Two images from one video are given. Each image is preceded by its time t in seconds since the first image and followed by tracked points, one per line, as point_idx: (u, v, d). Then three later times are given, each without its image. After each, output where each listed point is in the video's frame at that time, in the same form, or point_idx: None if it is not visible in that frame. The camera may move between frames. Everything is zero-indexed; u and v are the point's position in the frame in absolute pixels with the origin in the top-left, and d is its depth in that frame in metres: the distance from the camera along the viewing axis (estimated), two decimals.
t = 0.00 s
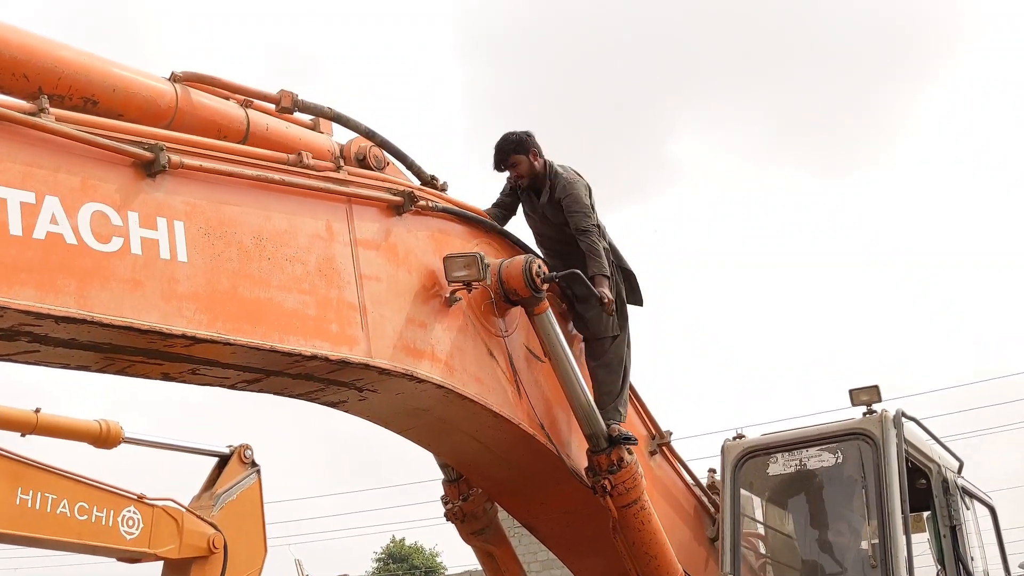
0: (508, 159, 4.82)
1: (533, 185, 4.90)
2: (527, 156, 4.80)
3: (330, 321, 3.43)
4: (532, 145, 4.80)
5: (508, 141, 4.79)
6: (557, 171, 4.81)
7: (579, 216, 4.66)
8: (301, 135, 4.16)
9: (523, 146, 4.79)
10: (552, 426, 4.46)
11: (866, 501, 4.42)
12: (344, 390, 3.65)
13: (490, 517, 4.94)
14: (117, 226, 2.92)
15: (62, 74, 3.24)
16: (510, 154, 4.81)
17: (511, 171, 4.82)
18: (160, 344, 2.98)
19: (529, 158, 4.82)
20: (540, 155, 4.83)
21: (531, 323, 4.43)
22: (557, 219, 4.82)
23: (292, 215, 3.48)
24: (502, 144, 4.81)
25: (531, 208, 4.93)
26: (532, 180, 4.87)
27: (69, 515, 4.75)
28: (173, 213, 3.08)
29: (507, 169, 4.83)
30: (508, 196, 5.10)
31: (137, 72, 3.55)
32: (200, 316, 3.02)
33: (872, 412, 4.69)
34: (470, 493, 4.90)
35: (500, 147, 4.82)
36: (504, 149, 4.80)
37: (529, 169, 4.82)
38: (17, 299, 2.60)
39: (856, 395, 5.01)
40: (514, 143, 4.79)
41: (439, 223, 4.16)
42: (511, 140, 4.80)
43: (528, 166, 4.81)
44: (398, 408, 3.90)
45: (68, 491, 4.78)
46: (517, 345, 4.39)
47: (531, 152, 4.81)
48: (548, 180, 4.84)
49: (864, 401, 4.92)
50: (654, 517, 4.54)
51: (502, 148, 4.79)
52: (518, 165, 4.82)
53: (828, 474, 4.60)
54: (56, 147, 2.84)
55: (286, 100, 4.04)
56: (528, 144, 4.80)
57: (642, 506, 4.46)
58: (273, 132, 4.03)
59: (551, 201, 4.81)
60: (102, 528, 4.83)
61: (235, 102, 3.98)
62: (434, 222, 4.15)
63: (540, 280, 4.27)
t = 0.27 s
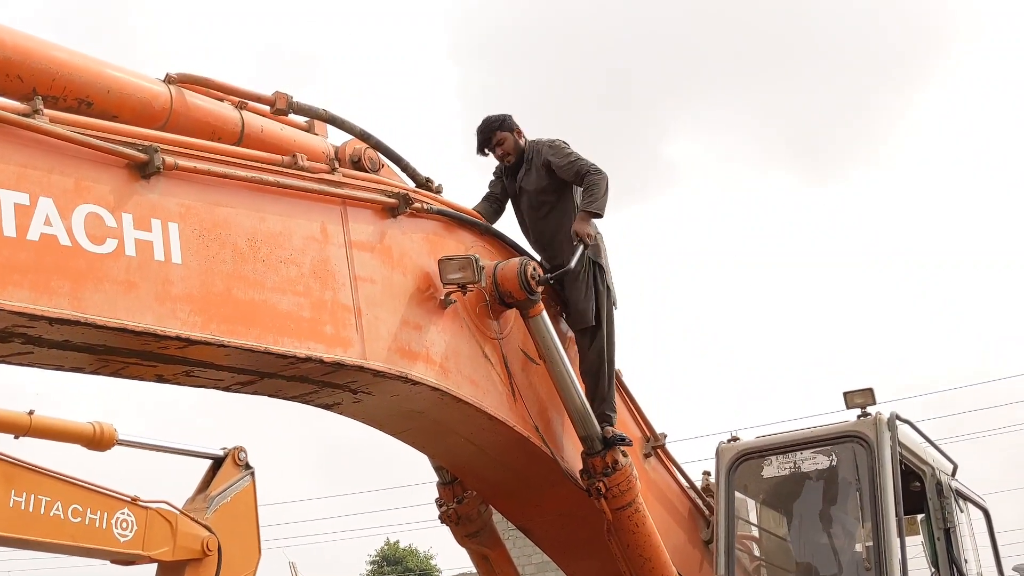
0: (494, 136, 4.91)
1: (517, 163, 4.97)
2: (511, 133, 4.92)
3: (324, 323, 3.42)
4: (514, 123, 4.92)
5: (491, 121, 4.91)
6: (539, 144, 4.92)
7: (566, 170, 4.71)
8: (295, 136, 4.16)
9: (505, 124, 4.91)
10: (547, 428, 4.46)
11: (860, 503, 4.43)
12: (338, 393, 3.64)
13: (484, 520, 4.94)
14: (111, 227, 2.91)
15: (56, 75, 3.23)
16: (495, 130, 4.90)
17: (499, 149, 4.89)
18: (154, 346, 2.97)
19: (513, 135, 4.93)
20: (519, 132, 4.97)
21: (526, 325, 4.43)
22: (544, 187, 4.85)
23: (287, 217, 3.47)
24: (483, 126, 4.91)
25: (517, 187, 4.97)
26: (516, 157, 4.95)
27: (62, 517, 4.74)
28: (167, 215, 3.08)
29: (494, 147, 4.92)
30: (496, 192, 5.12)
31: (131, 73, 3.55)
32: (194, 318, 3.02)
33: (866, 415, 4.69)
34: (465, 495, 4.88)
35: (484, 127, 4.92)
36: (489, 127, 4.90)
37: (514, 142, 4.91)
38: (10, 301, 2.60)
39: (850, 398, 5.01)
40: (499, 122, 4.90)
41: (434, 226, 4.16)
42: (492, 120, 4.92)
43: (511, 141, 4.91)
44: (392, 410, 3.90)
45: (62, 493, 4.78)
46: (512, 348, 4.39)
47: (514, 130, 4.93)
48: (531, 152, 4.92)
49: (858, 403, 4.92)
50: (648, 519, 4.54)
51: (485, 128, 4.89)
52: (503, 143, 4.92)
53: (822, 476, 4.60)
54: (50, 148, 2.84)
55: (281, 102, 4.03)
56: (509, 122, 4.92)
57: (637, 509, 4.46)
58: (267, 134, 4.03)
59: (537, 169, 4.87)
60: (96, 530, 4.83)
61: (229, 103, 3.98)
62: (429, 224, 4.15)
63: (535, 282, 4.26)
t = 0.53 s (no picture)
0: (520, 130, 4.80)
1: (530, 162, 4.93)
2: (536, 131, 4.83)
3: (322, 324, 3.42)
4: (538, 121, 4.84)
5: (519, 112, 4.79)
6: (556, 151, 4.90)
7: (585, 185, 4.73)
8: (294, 137, 4.16)
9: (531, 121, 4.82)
10: (546, 428, 4.46)
11: (859, 504, 4.42)
12: (337, 393, 3.64)
13: (483, 520, 4.94)
14: (109, 227, 2.91)
15: (54, 74, 3.23)
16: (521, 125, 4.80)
17: (522, 144, 4.81)
18: (152, 346, 2.97)
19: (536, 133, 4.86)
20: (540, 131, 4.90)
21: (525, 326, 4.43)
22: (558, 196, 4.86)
23: (285, 217, 3.47)
24: (511, 117, 4.80)
25: (527, 187, 4.94)
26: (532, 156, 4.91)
27: (60, 519, 4.73)
28: (166, 215, 3.07)
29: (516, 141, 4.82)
30: (500, 187, 5.07)
31: (130, 73, 3.55)
32: (193, 318, 3.02)
33: (866, 416, 4.69)
34: (463, 496, 4.88)
35: (508, 116, 4.80)
36: (514, 121, 4.79)
37: (535, 141, 4.85)
38: (8, 301, 2.60)
39: (849, 398, 5.02)
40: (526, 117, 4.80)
41: (432, 226, 4.16)
42: (520, 111, 4.82)
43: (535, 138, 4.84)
44: (391, 410, 3.90)
45: (61, 493, 4.77)
46: (511, 349, 4.39)
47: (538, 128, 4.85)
48: (547, 157, 4.90)
49: (857, 404, 4.93)
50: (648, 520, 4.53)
51: (513, 120, 4.79)
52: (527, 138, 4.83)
53: (821, 477, 4.60)
54: (48, 148, 2.84)
55: (279, 103, 4.03)
56: (535, 119, 4.85)
57: (636, 509, 4.46)
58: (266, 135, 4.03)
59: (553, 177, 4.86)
60: (93, 531, 4.82)
61: (228, 104, 3.98)
62: (428, 225, 4.14)
63: (534, 283, 4.26)
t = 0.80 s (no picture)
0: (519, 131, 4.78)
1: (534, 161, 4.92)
2: (535, 131, 4.81)
3: (322, 323, 3.42)
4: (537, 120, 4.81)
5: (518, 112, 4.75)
6: (558, 149, 4.87)
7: (588, 186, 4.73)
8: (294, 137, 4.16)
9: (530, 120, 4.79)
10: (546, 429, 4.46)
11: (859, 504, 4.42)
12: (337, 393, 3.64)
13: (483, 520, 4.94)
14: (109, 227, 2.91)
15: (54, 74, 3.23)
16: (522, 125, 4.78)
17: (522, 145, 4.79)
18: (152, 346, 2.97)
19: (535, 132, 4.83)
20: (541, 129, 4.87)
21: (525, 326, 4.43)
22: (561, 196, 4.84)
23: (285, 217, 3.47)
24: (510, 117, 4.77)
25: (531, 187, 4.94)
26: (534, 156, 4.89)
27: (59, 519, 4.74)
28: (166, 215, 3.07)
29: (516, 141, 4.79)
30: (503, 189, 5.08)
31: (129, 73, 3.55)
32: (193, 318, 3.02)
33: (866, 416, 4.69)
34: (463, 496, 4.88)
35: (506, 117, 4.77)
36: (514, 121, 4.77)
37: (536, 141, 4.83)
38: (8, 301, 2.59)
39: (849, 398, 5.02)
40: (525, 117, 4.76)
41: (432, 226, 4.16)
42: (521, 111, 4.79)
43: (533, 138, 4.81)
44: (391, 410, 3.89)
45: (60, 494, 4.78)
46: (511, 349, 4.39)
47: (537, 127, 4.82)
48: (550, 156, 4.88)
49: (857, 404, 4.93)
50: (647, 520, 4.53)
51: (512, 120, 4.77)
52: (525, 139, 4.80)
53: (821, 477, 4.60)
54: (48, 147, 2.83)
55: (279, 103, 4.04)
56: (535, 119, 4.82)
57: (636, 509, 4.46)
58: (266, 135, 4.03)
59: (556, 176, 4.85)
60: (93, 532, 4.83)
61: (228, 104, 3.98)
62: (427, 226, 4.14)
63: (533, 283, 4.26)
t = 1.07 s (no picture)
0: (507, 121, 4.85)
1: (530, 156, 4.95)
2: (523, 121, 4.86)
3: (321, 324, 3.42)
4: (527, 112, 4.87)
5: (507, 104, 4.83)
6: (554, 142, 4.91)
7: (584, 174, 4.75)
8: (293, 137, 4.16)
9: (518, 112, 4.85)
10: (545, 429, 4.46)
11: (858, 504, 4.43)
12: (336, 394, 3.64)
13: (482, 521, 4.94)
14: (108, 228, 2.91)
15: (52, 75, 3.23)
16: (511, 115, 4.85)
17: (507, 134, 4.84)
18: (151, 347, 2.97)
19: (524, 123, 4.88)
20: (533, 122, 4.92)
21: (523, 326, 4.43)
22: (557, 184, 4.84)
23: (284, 218, 3.47)
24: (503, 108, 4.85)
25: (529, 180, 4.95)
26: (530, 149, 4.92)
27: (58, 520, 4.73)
28: (165, 216, 3.07)
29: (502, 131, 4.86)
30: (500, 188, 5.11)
31: (128, 74, 3.55)
32: (192, 319, 3.02)
33: (865, 416, 4.70)
34: (462, 497, 4.88)
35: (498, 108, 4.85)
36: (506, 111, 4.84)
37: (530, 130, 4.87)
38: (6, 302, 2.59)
39: (848, 398, 5.01)
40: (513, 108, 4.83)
41: (431, 227, 4.16)
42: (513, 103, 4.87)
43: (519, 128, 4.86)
44: (390, 411, 3.89)
45: (59, 495, 4.77)
46: (510, 349, 4.39)
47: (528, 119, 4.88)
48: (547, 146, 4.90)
49: (857, 404, 4.92)
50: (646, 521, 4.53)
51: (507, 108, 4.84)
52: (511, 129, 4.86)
53: (820, 477, 4.60)
54: (47, 148, 2.83)
55: (278, 103, 4.04)
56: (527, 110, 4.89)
57: (635, 510, 4.46)
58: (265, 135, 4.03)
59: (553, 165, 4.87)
60: (92, 533, 4.82)
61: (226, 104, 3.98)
62: (426, 226, 4.14)
63: (532, 283, 4.26)
